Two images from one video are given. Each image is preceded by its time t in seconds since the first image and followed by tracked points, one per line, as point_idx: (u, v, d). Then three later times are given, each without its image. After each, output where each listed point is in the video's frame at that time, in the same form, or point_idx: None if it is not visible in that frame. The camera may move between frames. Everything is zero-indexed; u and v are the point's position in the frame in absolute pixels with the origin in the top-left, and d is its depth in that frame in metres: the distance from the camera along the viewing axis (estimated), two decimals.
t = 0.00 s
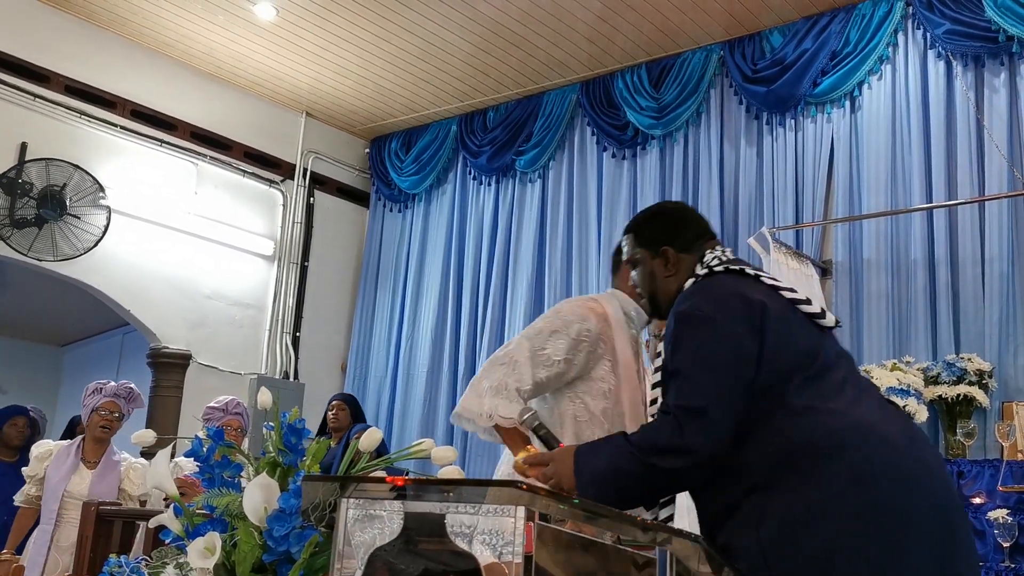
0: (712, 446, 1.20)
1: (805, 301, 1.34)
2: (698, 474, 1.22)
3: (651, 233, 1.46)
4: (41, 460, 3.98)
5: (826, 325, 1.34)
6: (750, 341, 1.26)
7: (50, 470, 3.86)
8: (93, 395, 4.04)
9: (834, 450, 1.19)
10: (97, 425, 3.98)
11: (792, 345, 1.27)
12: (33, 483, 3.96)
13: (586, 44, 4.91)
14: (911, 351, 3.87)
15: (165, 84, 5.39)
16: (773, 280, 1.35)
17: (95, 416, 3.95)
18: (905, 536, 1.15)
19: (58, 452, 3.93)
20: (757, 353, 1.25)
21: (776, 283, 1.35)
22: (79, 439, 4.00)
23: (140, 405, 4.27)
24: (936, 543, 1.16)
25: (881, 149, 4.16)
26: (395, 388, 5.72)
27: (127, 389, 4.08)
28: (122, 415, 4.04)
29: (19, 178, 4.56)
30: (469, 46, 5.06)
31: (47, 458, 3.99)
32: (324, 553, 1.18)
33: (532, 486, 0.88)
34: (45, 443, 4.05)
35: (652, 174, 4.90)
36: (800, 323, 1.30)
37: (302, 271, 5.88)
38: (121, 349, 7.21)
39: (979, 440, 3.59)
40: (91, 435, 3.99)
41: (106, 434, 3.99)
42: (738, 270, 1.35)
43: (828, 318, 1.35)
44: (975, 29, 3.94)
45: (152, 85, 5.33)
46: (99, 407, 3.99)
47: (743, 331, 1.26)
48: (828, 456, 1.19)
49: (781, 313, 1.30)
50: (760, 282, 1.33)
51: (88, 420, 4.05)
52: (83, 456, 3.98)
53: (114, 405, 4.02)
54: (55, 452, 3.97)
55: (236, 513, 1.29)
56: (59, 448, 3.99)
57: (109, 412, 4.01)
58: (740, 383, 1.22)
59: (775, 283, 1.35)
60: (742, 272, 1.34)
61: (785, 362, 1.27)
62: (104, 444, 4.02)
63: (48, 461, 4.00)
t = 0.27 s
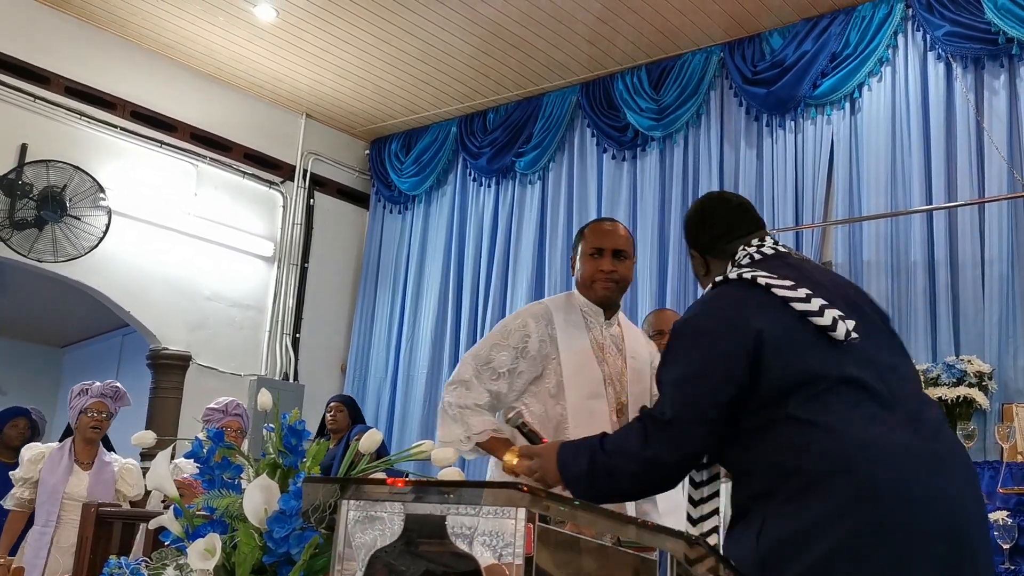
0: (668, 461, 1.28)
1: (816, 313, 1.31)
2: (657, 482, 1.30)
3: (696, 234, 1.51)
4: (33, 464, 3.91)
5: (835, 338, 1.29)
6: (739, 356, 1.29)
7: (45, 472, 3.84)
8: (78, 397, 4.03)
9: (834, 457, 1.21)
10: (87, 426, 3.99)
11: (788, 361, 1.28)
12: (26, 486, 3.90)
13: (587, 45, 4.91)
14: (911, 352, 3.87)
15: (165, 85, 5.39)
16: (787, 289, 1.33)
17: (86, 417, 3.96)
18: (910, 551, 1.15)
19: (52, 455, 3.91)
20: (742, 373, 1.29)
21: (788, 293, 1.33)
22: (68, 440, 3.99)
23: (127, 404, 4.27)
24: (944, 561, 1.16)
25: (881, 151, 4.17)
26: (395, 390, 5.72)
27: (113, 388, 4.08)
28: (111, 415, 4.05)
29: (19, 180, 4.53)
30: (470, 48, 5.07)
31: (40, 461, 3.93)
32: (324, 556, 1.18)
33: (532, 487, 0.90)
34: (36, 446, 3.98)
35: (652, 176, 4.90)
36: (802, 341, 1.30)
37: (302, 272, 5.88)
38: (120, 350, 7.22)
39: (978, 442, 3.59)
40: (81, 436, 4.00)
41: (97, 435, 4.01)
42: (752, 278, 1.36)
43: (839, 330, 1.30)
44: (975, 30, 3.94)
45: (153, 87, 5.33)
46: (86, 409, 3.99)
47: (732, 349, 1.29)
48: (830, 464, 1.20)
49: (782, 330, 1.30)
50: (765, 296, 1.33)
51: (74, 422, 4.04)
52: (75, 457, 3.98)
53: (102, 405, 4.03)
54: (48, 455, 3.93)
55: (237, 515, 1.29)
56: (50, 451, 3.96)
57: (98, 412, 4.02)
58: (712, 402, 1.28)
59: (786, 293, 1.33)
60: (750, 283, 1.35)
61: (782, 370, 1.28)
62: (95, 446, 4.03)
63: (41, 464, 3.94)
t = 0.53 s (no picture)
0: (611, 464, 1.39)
1: (759, 326, 1.38)
2: (602, 481, 1.41)
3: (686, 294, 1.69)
4: (26, 464, 3.83)
5: (779, 343, 1.36)
6: (691, 368, 1.38)
7: (41, 472, 3.84)
8: (62, 397, 4.03)
9: (818, 460, 1.26)
10: (75, 425, 4.02)
11: (765, 369, 1.35)
12: (19, 488, 3.80)
13: (586, 47, 4.92)
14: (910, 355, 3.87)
15: (165, 87, 5.39)
16: (736, 310, 1.42)
17: (73, 416, 3.99)
18: (904, 552, 1.19)
19: (46, 454, 3.90)
20: (688, 383, 1.37)
21: (734, 313, 1.41)
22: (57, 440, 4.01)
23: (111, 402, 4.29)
24: (939, 560, 1.20)
25: (881, 153, 4.17)
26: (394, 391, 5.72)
27: (97, 386, 4.08)
28: (96, 413, 4.07)
29: (18, 180, 4.52)
30: (470, 49, 5.07)
31: (34, 461, 3.86)
32: (324, 556, 1.19)
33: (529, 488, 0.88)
34: (25, 446, 3.90)
35: (652, 178, 4.91)
36: (755, 351, 1.37)
37: (302, 274, 5.87)
38: (120, 352, 7.23)
39: (978, 443, 3.58)
40: (69, 435, 4.02)
41: (85, 434, 4.05)
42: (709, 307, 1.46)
43: (784, 336, 1.36)
44: (974, 32, 3.94)
45: (153, 88, 5.34)
46: (72, 409, 4.00)
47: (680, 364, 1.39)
48: (814, 466, 1.26)
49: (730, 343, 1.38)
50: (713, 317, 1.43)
51: (60, 423, 4.06)
52: (66, 457, 4.02)
53: (88, 404, 4.04)
54: (39, 456, 3.88)
55: (236, 516, 1.29)
56: (41, 450, 3.91)
57: (84, 411, 4.03)
58: (657, 411, 1.38)
59: (735, 313, 1.41)
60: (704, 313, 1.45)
61: (750, 378, 1.35)
62: (83, 446, 4.09)
63: (34, 465, 3.87)
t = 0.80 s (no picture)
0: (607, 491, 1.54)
1: (724, 348, 1.52)
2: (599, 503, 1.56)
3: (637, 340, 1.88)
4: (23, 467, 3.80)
5: (743, 362, 1.50)
6: (673, 393, 1.52)
7: (38, 475, 3.83)
8: (51, 398, 4.02)
9: (805, 463, 1.38)
10: (64, 427, 4.01)
11: (766, 381, 1.48)
12: (16, 492, 3.77)
13: (586, 48, 4.92)
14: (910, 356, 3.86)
15: (166, 89, 5.40)
16: (703, 336, 1.56)
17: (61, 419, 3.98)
18: (888, 548, 1.28)
19: (39, 458, 3.86)
20: (665, 409, 1.51)
21: (701, 339, 1.56)
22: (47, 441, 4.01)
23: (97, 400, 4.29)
24: (924, 556, 1.28)
25: (880, 155, 4.17)
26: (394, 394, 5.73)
27: (85, 386, 4.10)
28: (85, 413, 4.08)
29: (18, 181, 4.53)
30: (469, 51, 5.07)
31: (29, 464, 3.82)
32: (323, 558, 1.19)
33: (529, 491, 0.87)
34: (16, 448, 3.83)
35: (652, 179, 4.91)
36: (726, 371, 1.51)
37: (301, 275, 5.87)
38: (118, 353, 7.22)
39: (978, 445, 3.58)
40: (59, 437, 4.02)
41: (75, 435, 4.05)
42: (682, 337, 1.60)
43: (746, 356, 1.50)
44: (974, 33, 3.94)
45: (155, 91, 5.35)
46: (61, 410, 4.00)
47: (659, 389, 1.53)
48: (803, 467, 1.38)
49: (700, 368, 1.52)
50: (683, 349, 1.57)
51: (48, 425, 4.06)
52: (58, 459, 4.04)
53: (76, 404, 4.04)
54: (34, 458, 3.85)
55: (235, 517, 1.29)
56: (34, 453, 3.88)
57: (72, 413, 4.04)
58: (639, 441, 1.51)
59: (702, 339, 1.56)
60: (676, 344, 1.60)
61: (738, 390, 1.48)
62: (71, 447, 4.10)
63: (29, 468, 3.83)
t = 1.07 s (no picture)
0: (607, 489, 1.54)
1: (728, 350, 1.52)
2: (600, 501, 1.56)
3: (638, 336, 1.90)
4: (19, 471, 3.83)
5: (746, 364, 1.50)
6: (677, 395, 1.52)
7: (33, 478, 3.85)
8: (44, 399, 4.06)
9: (808, 464, 1.38)
10: (57, 428, 4.03)
11: (765, 386, 1.48)
12: (11, 495, 3.78)
13: (586, 50, 4.92)
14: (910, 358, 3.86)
15: (166, 90, 5.40)
16: (706, 338, 1.57)
17: (53, 420, 4.00)
18: (895, 549, 1.28)
19: (33, 460, 3.89)
20: (666, 407, 1.52)
21: (704, 341, 1.56)
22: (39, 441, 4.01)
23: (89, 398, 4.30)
24: (931, 557, 1.28)
25: (880, 157, 4.17)
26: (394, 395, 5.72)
27: (78, 387, 4.11)
28: (77, 415, 4.11)
29: (18, 183, 4.51)
30: (469, 52, 5.07)
31: (24, 468, 3.85)
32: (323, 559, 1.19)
33: (531, 491, 0.87)
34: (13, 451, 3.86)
35: (652, 181, 4.90)
36: (726, 372, 1.51)
37: (300, 276, 5.87)
38: (118, 353, 7.22)
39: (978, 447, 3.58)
40: (50, 438, 4.03)
41: (67, 436, 4.07)
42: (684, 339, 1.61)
43: (751, 359, 1.50)
44: (974, 35, 3.94)
45: (155, 92, 5.35)
46: (55, 411, 4.03)
47: (659, 389, 1.53)
48: (809, 470, 1.38)
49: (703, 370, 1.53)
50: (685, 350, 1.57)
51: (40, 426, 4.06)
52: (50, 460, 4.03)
53: (69, 406, 4.08)
54: (29, 460, 3.88)
55: (236, 519, 1.29)
56: (28, 456, 3.89)
57: (65, 414, 4.06)
58: (638, 438, 1.52)
59: (705, 342, 1.56)
60: (679, 345, 1.60)
61: (742, 392, 1.48)
62: (64, 449, 4.10)
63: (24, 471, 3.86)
